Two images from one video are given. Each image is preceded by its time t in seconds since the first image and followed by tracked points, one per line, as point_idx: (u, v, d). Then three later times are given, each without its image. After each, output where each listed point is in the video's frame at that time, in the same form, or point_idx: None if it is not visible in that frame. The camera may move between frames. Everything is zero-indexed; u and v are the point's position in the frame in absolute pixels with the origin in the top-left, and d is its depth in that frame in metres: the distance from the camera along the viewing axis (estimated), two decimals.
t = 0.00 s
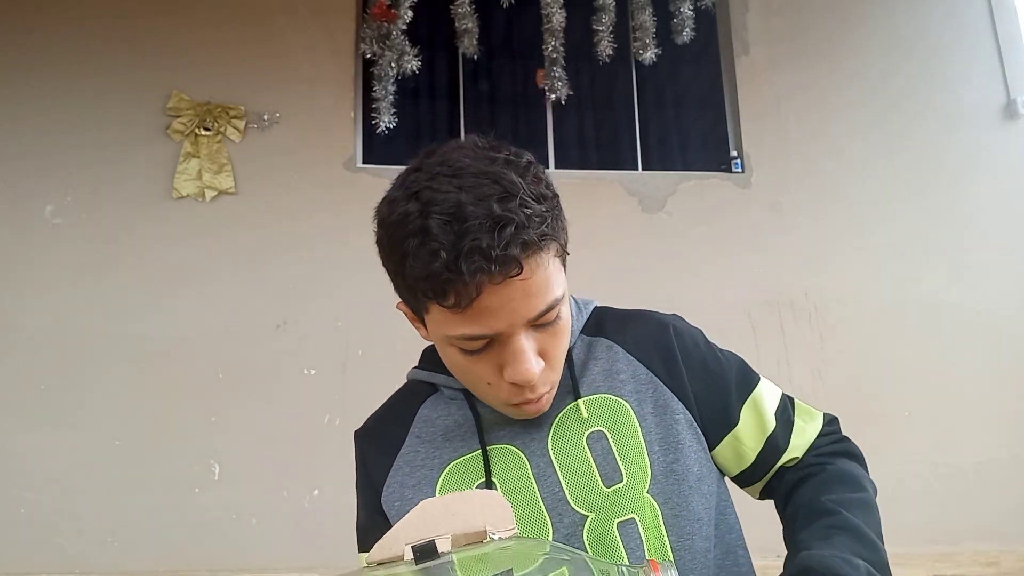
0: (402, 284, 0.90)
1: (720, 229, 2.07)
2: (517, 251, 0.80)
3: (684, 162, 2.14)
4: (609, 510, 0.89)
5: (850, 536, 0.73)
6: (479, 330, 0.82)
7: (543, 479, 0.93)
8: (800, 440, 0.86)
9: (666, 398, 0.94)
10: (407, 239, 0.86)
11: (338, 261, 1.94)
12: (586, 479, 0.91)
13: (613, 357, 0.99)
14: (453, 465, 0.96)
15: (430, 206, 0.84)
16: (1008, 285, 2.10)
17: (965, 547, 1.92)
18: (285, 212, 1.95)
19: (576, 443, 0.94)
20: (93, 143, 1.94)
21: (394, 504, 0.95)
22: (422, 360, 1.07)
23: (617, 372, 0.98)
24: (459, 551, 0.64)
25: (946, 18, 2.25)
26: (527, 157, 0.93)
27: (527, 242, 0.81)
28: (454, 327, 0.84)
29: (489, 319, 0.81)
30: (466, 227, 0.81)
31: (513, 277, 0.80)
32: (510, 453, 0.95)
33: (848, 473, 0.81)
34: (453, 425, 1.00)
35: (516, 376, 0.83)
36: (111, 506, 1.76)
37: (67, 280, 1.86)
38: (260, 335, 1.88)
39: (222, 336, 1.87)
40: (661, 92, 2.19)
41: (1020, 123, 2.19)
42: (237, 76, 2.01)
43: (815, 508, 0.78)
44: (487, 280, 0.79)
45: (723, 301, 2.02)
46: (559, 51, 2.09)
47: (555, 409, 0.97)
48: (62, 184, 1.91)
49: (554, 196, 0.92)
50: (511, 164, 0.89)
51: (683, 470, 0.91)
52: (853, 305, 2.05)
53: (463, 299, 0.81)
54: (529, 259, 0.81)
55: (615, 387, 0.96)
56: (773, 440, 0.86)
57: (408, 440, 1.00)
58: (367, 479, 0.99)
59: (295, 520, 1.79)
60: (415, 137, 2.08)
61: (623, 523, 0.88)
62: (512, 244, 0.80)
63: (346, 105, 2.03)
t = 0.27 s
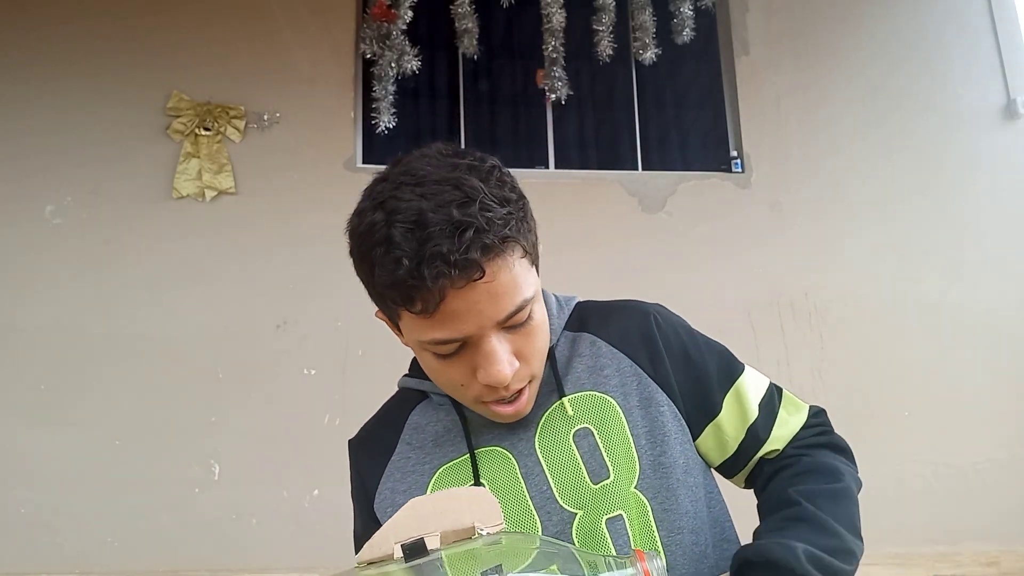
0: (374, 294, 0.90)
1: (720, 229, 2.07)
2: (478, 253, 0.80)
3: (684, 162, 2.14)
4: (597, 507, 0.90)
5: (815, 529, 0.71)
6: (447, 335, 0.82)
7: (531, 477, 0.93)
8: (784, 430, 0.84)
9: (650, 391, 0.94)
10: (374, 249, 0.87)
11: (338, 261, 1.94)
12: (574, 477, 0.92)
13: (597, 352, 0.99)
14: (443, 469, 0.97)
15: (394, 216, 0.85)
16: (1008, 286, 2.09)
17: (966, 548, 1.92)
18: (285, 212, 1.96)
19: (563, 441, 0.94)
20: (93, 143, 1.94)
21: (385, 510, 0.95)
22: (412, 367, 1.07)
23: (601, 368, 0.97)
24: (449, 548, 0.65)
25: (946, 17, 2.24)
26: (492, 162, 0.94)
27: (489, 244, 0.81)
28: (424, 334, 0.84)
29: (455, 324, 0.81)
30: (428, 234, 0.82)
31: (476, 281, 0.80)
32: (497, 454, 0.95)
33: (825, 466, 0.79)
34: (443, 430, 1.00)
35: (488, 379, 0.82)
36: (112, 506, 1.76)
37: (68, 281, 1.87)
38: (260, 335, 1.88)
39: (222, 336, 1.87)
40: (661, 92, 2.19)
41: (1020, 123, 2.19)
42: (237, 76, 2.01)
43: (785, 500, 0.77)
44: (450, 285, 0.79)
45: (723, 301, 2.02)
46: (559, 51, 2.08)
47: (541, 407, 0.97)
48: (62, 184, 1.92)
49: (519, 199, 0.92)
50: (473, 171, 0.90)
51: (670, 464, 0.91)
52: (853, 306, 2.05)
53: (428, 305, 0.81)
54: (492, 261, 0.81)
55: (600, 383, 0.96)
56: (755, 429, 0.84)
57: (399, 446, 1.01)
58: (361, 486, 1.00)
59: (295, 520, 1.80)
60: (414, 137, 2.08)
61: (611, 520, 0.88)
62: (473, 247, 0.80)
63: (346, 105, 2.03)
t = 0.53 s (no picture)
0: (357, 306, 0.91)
1: (720, 229, 2.07)
2: (452, 265, 0.80)
3: (685, 162, 2.14)
4: (590, 509, 0.88)
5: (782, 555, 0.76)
6: (428, 347, 0.82)
7: (523, 481, 0.92)
8: (762, 437, 0.88)
9: (642, 396, 0.93)
10: (353, 263, 0.87)
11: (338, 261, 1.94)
12: (566, 479, 0.90)
13: (590, 357, 0.98)
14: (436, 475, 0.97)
15: (370, 231, 0.86)
16: (1008, 286, 2.09)
17: (965, 548, 1.92)
18: (285, 213, 1.96)
19: (554, 444, 0.93)
20: (93, 143, 1.94)
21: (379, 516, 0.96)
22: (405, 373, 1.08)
23: (593, 371, 0.96)
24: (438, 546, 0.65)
25: (946, 17, 2.24)
26: (470, 172, 0.94)
27: (463, 254, 0.81)
28: (406, 346, 0.84)
29: (434, 336, 0.81)
30: (404, 249, 0.82)
31: (452, 294, 0.80)
32: (490, 459, 0.95)
33: (797, 480, 0.84)
34: (436, 436, 1.00)
35: (472, 391, 0.82)
36: (112, 506, 1.76)
37: (68, 280, 1.87)
38: (260, 334, 1.88)
39: (223, 335, 1.87)
40: (661, 92, 2.19)
41: (1021, 123, 2.19)
42: (237, 76, 2.01)
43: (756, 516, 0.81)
44: (425, 298, 0.80)
45: (723, 301, 2.02)
46: (559, 50, 2.08)
47: (532, 411, 0.96)
48: (62, 184, 1.92)
49: (497, 207, 0.92)
50: (448, 183, 0.90)
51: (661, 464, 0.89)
52: (853, 305, 2.05)
53: (407, 318, 0.81)
54: (468, 271, 0.81)
55: (591, 386, 0.95)
56: (739, 437, 0.88)
57: (393, 453, 1.01)
58: (356, 494, 1.01)
59: (296, 520, 1.80)
60: (414, 137, 2.08)
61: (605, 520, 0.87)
62: (447, 260, 0.80)
63: (346, 105, 2.03)
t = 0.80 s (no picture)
0: (364, 292, 0.90)
1: (720, 229, 2.07)
2: (466, 248, 0.80)
3: (684, 162, 2.14)
4: (593, 508, 0.89)
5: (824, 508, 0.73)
6: (437, 330, 0.81)
7: (528, 480, 0.92)
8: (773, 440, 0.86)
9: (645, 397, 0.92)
10: (364, 246, 0.86)
11: (338, 261, 1.94)
12: (570, 479, 0.91)
13: (594, 356, 0.98)
14: (438, 473, 0.96)
15: (383, 215, 0.85)
16: (1007, 286, 2.10)
17: (965, 548, 1.92)
18: (285, 212, 1.96)
19: (559, 444, 0.93)
20: (93, 143, 1.94)
21: (382, 515, 0.94)
22: (403, 370, 1.07)
23: (597, 371, 0.96)
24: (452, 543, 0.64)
25: (945, 17, 2.24)
26: (481, 165, 0.94)
27: (477, 238, 0.81)
28: (415, 329, 0.83)
29: (445, 318, 0.80)
30: (417, 230, 0.82)
31: (465, 275, 0.79)
32: (494, 457, 0.95)
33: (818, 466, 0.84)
34: (437, 434, 1.00)
35: (480, 376, 0.81)
36: (112, 506, 1.76)
37: (68, 281, 1.87)
38: (260, 334, 1.88)
39: (222, 335, 1.87)
40: (661, 92, 2.19)
41: (1021, 123, 2.19)
42: (237, 76, 2.01)
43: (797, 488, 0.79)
44: (438, 279, 0.79)
45: (723, 301, 2.02)
46: (559, 51, 2.08)
47: (537, 411, 0.96)
48: (62, 183, 1.92)
49: (508, 200, 0.92)
50: (461, 171, 0.90)
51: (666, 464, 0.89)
52: (853, 305, 2.05)
53: (418, 300, 0.80)
54: (481, 255, 0.80)
55: (595, 386, 0.95)
56: (752, 434, 0.85)
57: (393, 451, 1.01)
58: (355, 493, 0.99)
59: (296, 520, 1.80)
60: (414, 137, 2.08)
61: (609, 520, 0.87)
62: (461, 242, 0.80)
63: (346, 105, 2.03)
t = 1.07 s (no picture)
0: (377, 285, 0.90)
1: (720, 229, 2.07)
2: (479, 240, 0.80)
3: (684, 162, 2.14)
4: (609, 509, 0.87)
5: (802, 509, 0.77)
6: (451, 323, 0.81)
7: (541, 479, 0.90)
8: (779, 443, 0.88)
9: (662, 398, 0.92)
10: (377, 239, 0.86)
11: (338, 261, 1.94)
12: (585, 478, 0.89)
13: (609, 358, 0.97)
14: (450, 470, 0.94)
15: (396, 208, 0.85)
16: (1007, 286, 2.10)
17: (965, 548, 1.92)
18: (285, 213, 1.95)
19: (574, 443, 0.91)
20: (93, 143, 1.94)
21: (392, 512, 0.92)
22: (411, 367, 1.05)
23: (613, 372, 0.95)
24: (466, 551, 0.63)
25: (946, 17, 2.25)
26: (492, 156, 0.94)
27: (490, 231, 0.81)
28: (428, 323, 0.83)
29: (458, 311, 0.80)
30: (430, 223, 0.82)
31: (479, 268, 0.79)
32: (506, 456, 0.92)
33: (814, 463, 0.86)
34: (448, 431, 0.97)
35: (494, 370, 0.81)
36: (112, 506, 1.76)
37: (68, 281, 1.87)
38: (260, 334, 1.88)
39: (222, 335, 1.87)
40: (661, 92, 2.19)
41: (1020, 124, 2.19)
42: (237, 76, 2.01)
43: (798, 487, 0.81)
44: (452, 271, 0.79)
45: (723, 301, 2.02)
46: (559, 50, 2.08)
47: (551, 411, 0.94)
48: (62, 183, 1.91)
49: (520, 192, 0.92)
50: (473, 162, 0.90)
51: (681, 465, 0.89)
52: (853, 305, 2.05)
53: (432, 292, 0.80)
54: (495, 248, 0.80)
55: (611, 387, 0.94)
56: (761, 433, 0.88)
57: (402, 448, 0.98)
58: (363, 491, 0.97)
59: (296, 520, 1.80)
60: (414, 137, 2.08)
61: (625, 520, 0.85)
62: (474, 235, 0.80)
63: (346, 105, 2.02)
